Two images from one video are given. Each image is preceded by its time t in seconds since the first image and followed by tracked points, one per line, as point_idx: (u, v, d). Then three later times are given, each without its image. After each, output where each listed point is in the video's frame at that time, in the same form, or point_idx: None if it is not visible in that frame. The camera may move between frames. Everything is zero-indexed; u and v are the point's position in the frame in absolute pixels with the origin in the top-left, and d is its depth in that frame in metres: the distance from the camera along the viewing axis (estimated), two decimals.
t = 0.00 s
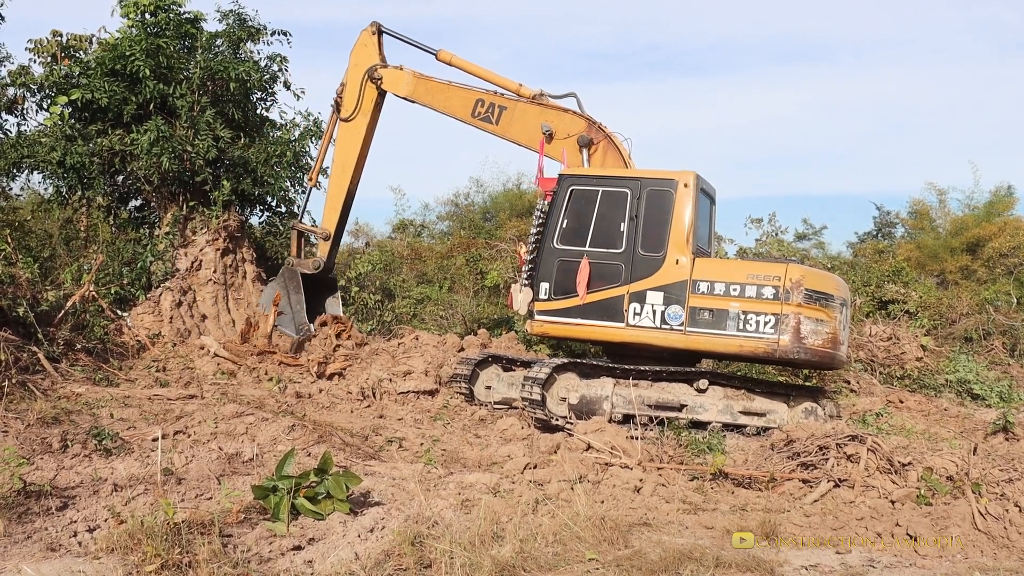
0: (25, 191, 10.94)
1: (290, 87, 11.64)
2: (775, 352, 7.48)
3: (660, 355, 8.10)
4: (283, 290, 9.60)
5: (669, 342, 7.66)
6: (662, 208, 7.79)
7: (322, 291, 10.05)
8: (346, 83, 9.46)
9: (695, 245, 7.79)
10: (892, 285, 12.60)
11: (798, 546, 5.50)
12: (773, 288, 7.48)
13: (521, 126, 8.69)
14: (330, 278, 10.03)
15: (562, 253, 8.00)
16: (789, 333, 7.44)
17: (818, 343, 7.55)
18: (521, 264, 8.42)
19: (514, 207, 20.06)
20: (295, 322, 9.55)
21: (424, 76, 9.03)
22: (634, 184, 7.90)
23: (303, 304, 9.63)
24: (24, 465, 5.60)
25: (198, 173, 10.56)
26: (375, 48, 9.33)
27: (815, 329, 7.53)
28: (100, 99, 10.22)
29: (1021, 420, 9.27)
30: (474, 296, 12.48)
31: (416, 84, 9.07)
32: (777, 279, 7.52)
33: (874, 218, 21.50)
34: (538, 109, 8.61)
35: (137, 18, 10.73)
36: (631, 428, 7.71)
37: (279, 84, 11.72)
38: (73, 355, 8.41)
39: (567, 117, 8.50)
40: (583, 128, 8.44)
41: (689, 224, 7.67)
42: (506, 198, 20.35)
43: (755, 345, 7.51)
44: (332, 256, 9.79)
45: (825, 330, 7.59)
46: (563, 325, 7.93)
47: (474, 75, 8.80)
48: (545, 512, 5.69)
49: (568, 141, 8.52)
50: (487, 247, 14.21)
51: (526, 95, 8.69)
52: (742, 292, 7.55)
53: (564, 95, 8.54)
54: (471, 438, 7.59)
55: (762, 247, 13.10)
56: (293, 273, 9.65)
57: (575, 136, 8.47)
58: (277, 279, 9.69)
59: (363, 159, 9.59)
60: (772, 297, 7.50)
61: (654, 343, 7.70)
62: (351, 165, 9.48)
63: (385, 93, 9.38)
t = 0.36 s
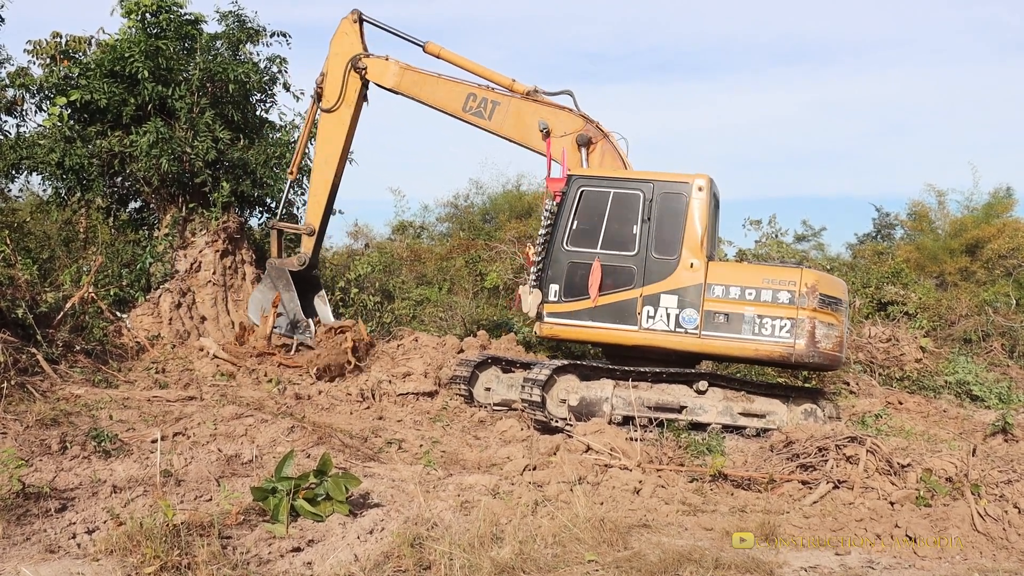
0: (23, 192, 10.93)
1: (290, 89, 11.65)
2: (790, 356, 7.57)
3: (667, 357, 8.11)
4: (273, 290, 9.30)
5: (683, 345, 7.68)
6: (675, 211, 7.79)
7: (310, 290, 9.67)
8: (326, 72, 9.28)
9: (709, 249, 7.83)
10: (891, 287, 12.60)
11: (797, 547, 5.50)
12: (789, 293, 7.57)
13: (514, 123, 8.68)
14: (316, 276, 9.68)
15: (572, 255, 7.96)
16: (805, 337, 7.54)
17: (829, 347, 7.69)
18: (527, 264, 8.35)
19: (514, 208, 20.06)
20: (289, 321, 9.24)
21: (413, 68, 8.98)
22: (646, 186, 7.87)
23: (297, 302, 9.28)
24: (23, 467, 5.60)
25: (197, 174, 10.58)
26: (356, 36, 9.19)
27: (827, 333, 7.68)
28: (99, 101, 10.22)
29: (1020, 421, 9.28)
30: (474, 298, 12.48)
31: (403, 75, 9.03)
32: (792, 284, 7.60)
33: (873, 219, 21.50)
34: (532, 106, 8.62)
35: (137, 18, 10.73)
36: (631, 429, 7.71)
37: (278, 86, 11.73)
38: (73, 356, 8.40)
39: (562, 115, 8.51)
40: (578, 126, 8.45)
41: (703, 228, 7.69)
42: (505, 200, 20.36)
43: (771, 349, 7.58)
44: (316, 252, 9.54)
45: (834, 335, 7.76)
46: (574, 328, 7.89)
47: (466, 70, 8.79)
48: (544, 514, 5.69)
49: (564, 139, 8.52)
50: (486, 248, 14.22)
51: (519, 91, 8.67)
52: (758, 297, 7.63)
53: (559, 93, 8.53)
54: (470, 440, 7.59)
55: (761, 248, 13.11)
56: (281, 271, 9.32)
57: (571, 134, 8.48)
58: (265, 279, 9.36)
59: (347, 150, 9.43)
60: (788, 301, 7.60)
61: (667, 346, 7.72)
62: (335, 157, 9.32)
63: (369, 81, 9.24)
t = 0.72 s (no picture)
0: (23, 194, 10.93)
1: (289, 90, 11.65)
2: (797, 359, 7.59)
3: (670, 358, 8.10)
4: (247, 272, 9.25)
5: (689, 348, 7.69)
6: (680, 213, 7.81)
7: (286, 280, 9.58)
8: (323, 61, 9.23)
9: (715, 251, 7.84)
10: (891, 288, 12.61)
11: (797, 548, 5.51)
12: (796, 295, 7.58)
13: (515, 119, 8.68)
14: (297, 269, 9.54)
15: (577, 256, 7.94)
16: (811, 340, 7.56)
17: (834, 350, 7.72)
18: (530, 266, 8.32)
19: (514, 209, 20.07)
20: (255, 307, 9.25)
21: (412, 60, 8.96)
22: (652, 188, 7.88)
23: (268, 291, 9.26)
24: (23, 468, 5.60)
25: (197, 175, 10.60)
26: (354, 26, 9.14)
27: (832, 335, 7.71)
28: (99, 102, 10.22)
29: (1020, 422, 9.28)
30: (474, 299, 12.49)
31: (401, 67, 8.99)
32: (799, 286, 7.61)
33: (873, 220, 21.51)
34: (533, 103, 8.62)
35: (138, 20, 10.72)
36: (631, 430, 7.71)
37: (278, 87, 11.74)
38: (73, 358, 8.40)
39: (563, 112, 8.51)
40: (580, 125, 8.46)
41: (709, 231, 7.72)
42: (505, 201, 20.36)
43: (777, 351, 7.60)
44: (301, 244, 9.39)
45: (837, 337, 7.80)
46: (579, 329, 7.87)
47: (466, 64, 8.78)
48: (544, 515, 5.69)
49: (565, 137, 8.52)
50: (487, 249, 14.22)
51: (520, 87, 8.68)
52: (764, 299, 7.64)
53: (560, 90, 8.53)
54: (471, 441, 7.59)
55: (761, 249, 13.11)
56: (260, 257, 9.21)
57: (572, 132, 8.48)
58: (244, 258, 9.29)
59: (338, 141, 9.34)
60: (795, 304, 7.61)
61: (673, 348, 7.72)
62: (325, 146, 9.23)
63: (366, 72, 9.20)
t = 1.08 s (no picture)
0: (24, 198, 10.92)
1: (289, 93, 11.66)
2: (791, 359, 7.58)
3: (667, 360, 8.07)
4: (252, 253, 9.36)
5: (683, 348, 7.68)
6: (674, 214, 7.81)
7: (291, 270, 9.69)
8: (337, 58, 9.26)
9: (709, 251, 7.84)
10: (891, 289, 12.61)
11: (798, 549, 5.50)
12: (790, 295, 7.58)
13: (523, 119, 8.68)
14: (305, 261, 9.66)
15: (572, 257, 7.96)
16: (805, 340, 7.55)
17: (829, 350, 7.71)
18: (527, 268, 8.35)
19: (514, 211, 20.09)
20: (252, 292, 9.32)
21: (424, 59, 8.96)
22: (646, 189, 7.89)
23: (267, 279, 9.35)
24: (24, 472, 5.60)
25: (197, 179, 10.61)
26: (370, 24, 9.14)
27: (827, 335, 7.69)
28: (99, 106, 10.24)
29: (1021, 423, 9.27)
30: (474, 302, 12.49)
31: (413, 66, 9.00)
32: (793, 286, 7.61)
33: (873, 221, 21.52)
34: (542, 103, 8.63)
35: (137, 25, 10.72)
36: (631, 432, 7.70)
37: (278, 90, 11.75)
38: (73, 362, 8.40)
39: (571, 113, 8.52)
40: (587, 126, 8.47)
41: (703, 230, 7.70)
42: (505, 204, 20.37)
43: (771, 351, 7.60)
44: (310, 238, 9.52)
45: (834, 337, 7.78)
46: (574, 331, 7.88)
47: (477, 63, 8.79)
48: (544, 517, 5.69)
49: (572, 138, 8.53)
50: (487, 252, 14.23)
51: (529, 88, 8.68)
52: (758, 300, 7.63)
53: (568, 91, 8.53)
54: (471, 443, 7.59)
55: (761, 251, 13.11)
56: (269, 242, 9.35)
57: (579, 133, 8.49)
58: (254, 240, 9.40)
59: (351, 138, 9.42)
60: (788, 304, 7.60)
61: (668, 349, 7.72)
62: (337, 144, 9.30)
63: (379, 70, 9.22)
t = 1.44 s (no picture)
0: (24, 199, 10.91)
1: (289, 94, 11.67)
2: (779, 359, 7.56)
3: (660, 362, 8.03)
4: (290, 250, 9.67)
5: (671, 349, 7.69)
6: (664, 216, 7.81)
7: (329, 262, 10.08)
8: (366, 55, 9.44)
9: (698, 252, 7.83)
10: (891, 292, 12.61)
11: (798, 552, 5.50)
12: (777, 295, 7.56)
13: (538, 118, 8.69)
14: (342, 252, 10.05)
15: (564, 260, 7.96)
16: (792, 340, 7.52)
17: (820, 351, 7.66)
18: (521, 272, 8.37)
19: (514, 214, 20.11)
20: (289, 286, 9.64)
21: (447, 57, 9.01)
22: (636, 191, 7.90)
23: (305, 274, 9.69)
24: (23, 474, 5.60)
25: (197, 181, 10.58)
26: (396, 22, 9.31)
27: (817, 336, 7.64)
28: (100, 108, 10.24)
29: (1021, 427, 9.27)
30: (474, 304, 12.49)
31: (438, 63, 9.06)
32: (781, 286, 7.57)
33: (873, 224, 21.53)
34: (558, 103, 8.63)
35: (136, 27, 10.72)
36: (631, 435, 7.71)
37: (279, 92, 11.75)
38: (73, 363, 8.40)
39: (585, 114, 8.52)
40: (601, 127, 8.47)
41: (692, 231, 7.70)
42: (505, 206, 20.39)
43: (758, 352, 7.58)
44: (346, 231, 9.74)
45: (826, 338, 7.71)
46: (564, 333, 7.89)
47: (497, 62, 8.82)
48: (544, 520, 5.69)
49: (585, 138, 8.53)
50: (487, 254, 14.23)
51: (546, 87, 8.69)
52: (745, 300, 7.62)
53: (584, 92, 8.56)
54: (471, 446, 7.59)
55: (761, 253, 13.12)
56: (306, 239, 9.66)
57: (592, 134, 8.50)
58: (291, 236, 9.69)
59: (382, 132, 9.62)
60: (776, 304, 7.57)
61: (657, 351, 7.73)
62: (370, 138, 9.51)
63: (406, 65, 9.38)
